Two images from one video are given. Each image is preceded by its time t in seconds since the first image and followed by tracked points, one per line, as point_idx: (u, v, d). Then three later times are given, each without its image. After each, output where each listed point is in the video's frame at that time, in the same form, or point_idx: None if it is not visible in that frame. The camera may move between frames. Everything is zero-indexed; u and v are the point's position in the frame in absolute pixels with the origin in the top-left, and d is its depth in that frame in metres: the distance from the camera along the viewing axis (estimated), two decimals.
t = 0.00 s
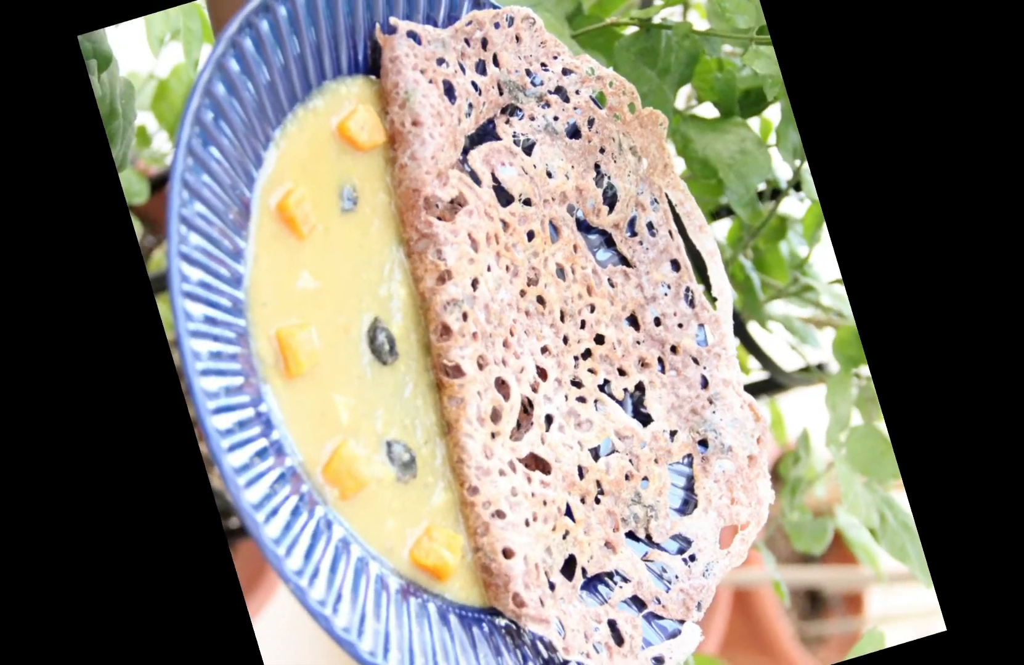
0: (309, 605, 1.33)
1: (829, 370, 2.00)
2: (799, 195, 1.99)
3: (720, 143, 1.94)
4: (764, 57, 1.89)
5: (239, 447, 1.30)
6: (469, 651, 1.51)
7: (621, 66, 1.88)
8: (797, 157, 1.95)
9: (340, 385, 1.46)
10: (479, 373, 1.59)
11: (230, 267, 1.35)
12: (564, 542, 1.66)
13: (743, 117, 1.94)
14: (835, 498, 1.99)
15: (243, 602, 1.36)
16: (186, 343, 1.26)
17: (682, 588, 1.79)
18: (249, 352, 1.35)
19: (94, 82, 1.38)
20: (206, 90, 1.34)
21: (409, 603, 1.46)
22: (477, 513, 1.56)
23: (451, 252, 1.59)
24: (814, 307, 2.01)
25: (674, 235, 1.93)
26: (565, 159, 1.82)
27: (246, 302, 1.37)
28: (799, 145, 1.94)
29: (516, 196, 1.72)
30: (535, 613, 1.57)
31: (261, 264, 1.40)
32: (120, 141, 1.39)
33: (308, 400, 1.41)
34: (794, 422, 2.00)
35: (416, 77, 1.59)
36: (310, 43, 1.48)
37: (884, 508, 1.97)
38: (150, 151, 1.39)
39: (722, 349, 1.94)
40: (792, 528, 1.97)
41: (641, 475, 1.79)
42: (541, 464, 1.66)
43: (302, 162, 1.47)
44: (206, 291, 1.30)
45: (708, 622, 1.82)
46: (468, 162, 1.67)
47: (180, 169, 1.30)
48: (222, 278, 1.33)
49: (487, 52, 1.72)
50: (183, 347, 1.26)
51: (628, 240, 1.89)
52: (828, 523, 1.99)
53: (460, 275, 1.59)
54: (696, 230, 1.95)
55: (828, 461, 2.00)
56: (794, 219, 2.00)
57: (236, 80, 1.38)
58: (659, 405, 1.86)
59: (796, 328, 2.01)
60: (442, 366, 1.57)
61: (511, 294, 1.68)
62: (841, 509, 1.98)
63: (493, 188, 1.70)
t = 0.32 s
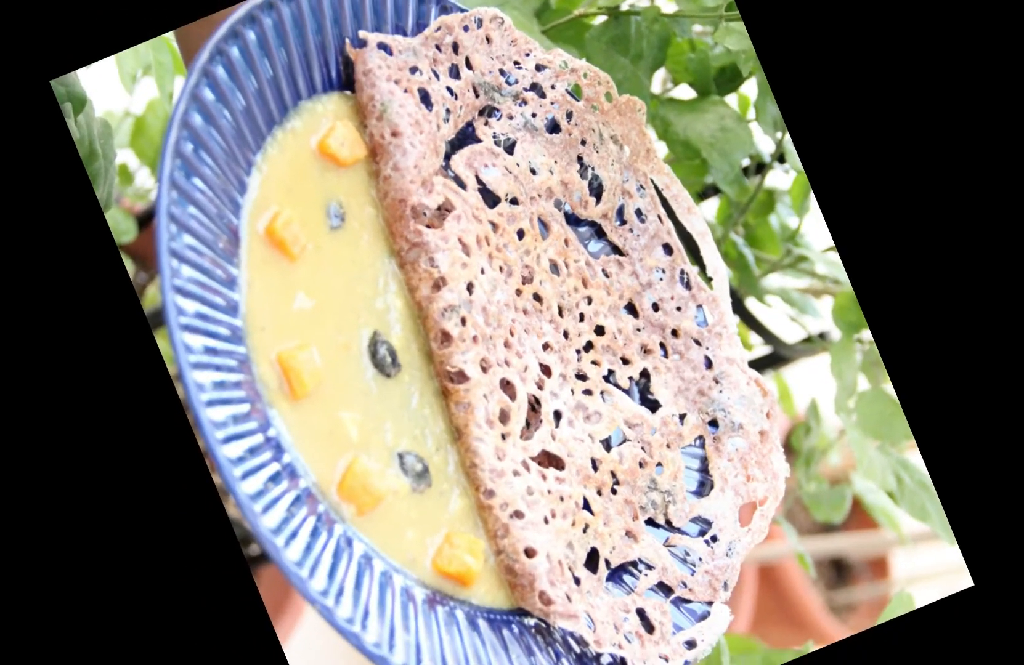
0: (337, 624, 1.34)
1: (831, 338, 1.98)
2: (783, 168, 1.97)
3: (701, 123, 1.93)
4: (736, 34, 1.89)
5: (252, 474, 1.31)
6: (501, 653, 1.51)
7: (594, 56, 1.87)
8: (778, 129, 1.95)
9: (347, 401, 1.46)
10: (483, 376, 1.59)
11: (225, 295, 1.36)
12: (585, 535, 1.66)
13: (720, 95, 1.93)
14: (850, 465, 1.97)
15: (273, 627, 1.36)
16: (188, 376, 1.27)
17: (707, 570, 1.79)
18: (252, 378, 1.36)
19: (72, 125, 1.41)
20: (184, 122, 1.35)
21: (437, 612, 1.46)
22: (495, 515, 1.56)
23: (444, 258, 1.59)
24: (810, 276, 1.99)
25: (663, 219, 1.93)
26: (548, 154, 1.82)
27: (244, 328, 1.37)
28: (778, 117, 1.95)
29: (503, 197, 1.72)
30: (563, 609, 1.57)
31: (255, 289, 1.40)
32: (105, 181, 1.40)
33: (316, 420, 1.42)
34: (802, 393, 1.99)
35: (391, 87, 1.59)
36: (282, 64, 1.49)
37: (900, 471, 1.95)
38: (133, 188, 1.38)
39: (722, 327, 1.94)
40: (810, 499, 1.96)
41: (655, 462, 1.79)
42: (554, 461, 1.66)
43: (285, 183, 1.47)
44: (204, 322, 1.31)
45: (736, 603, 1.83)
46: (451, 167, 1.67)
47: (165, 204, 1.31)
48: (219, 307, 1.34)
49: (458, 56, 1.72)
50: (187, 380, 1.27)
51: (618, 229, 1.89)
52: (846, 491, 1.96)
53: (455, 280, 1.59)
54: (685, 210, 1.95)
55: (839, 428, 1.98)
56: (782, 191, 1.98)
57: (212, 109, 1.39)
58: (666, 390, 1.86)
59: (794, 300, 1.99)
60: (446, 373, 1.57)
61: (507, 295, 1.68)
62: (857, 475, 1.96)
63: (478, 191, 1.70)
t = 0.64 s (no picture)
0: (367, 639, 1.35)
1: (830, 307, 1.98)
2: (766, 141, 1.97)
3: (679, 106, 1.92)
4: (704, 13, 1.89)
5: (268, 499, 1.32)
6: (533, 652, 1.51)
7: (566, 50, 1.86)
8: (756, 103, 1.95)
9: (355, 417, 1.46)
10: (487, 379, 1.59)
11: (223, 324, 1.36)
12: (605, 527, 1.66)
13: (696, 76, 1.92)
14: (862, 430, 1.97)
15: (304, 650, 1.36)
16: (194, 407, 1.28)
17: (730, 549, 1.79)
18: (258, 404, 1.36)
19: (54, 170, 1.41)
20: (164, 155, 1.36)
21: (466, 618, 1.46)
22: (513, 516, 1.56)
23: (437, 266, 1.59)
24: (803, 247, 1.99)
25: (651, 204, 1.93)
26: (530, 152, 1.82)
27: (245, 355, 1.38)
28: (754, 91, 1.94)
29: (490, 198, 1.72)
30: (591, 603, 1.58)
31: (253, 314, 1.40)
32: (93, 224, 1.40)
33: (326, 439, 1.42)
34: (806, 363, 1.99)
35: (367, 100, 1.59)
36: (257, 88, 1.49)
37: (912, 430, 1.97)
38: (120, 227, 1.38)
39: (721, 306, 1.94)
40: (826, 469, 1.96)
41: (667, 447, 1.79)
42: (567, 456, 1.66)
43: (271, 207, 1.47)
44: (204, 353, 1.32)
45: (763, 580, 1.84)
46: (435, 174, 1.68)
47: (155, 239, 1.32)
48: (218, 336, 1.35)
49: (431, 62, 1.71)
50: (193, 412, 1.28)
51: (607, 219, 1.89)
52: (860, 456, 1.96)
53: (450, 286, 1.59)
54: (672, 194, 1.95)
55: (848, 394, 1.99)
56: (766, 164, 1.97)
57: (192, 140, 1.39)
58: (671, 374, 1.86)
59: (789, 272, 1.99)
60: (450, 379, 1.57)
61: (504, 295, 1.68)
62: (869, 440, 1.97)
63: (464, 195, 1.70)
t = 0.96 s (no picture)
0: (399, 653, 1.33)
1: (826, 275, 1.99)
2: (745, 116, 1.97)
3: (656, 90, 1.91)
4: None
5: (285, 523, 1.31)
6: (566, 648, 1.51)
7: (537, 46, 1.85)
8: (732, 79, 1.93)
9: (365, 432, 1.46)
10: (493, 381, 1.60)
11: (223, 353, 1.36)
12: (624, 517, 1.66)
13: (669, 58, 1.91)
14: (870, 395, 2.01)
15: None
16: (204, 439, 1.28)
17: (752, 526, 1.77)
18: (267, 428, 1.36)
19: (40, 216, 1.42)
20: (148, 191, 1.35)
21: (495, 621, 1.46)
22: (532, 515, 1.56)
23: (431, 273, 1.59)
24: (792, 218, 2.00)
25: (638, 191, 1.93)
26: (511, 151, 1.81)
27: (248, 382, 1.38)
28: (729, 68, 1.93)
29: (476, 201, 1.72)
30: (617, 593, 1.58)
31: (252, 340, 1.41)
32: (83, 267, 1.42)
33: (338, 456, 1.42)
34: (808, 333, 2.02)
35: (345, 116, 1.59)
36: (234, 115, 1.49)
37: (920, 390, 1.97)
38: (111, 267, 1.41)
39: (717, 286, 1.94)
40: (838, 435, 2.01)
41: (678, 430, 1.78)
42: (579, 449, 1.67)
43: (259, 232, 1.47)
44: (208, 384, 1.32)
45: (786, 554, 1.87)
46: (419, 182, 1.68)
47: (147, 276, 1.31)
48: (219, 366, 1.35)
49: (405, 71, 1.70)
50: (203, 444, 1.27)
51: (595, 210, 1.89)
52: (872, 420, 2.00)
53: (445, 292, 1.59)
54: (658, 178, 1.95)
55: (853, 359, 2.01)
56: (749, 140, 1.98)
57: (174, 174, 1.39)
58: (675, 358, 1.86)
59: (781, 244, 2.01)
60: (456, 385, 1.58)
61: (500, 297, 1.68)
62: (879, 403, 1.99)
63: (451, 201, 1.70)
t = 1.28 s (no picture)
0: (432, 661, 1.32)
1: (818, 244, 2.00)
2: (722, 94, 1.97)
3: (631, 78, 1.88)
4: None
5: (306, 545, 1.31)
6: (597, 640, 1.50)
7: (508, 45, 1.83)
8: (706, 58, 1.93)
9: (376, 446, 1.46)
10: (498, 382, 1.60)
11: (226, 381, 1.36)
12: (642, 504, 1.66)
13: (640, 44, 1.90)
14: (875, 357, 1.99)
15: None
16: (217, 469, 1.27)
17: (770, 502, 1.77)
18: (277, 453, 1.36)
19: (31, 264, 1.42)
20: (136, 229, 1.35)
21: (524, 621, 1.46)
22: (550, 512, 1.57)
23: (425, 282, 1.59)
24: (779, 190, 2.02)
25: (623, 179, 1.93)
26: (493, 152, 1.82)
27: (255, 408, 1.38)
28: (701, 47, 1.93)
29: (463, 205, 1.72)
30: (643, 582, 1.58)
31: (254, 366, 1.41)
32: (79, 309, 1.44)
33: (351, 472, 1.42)
34: (806, 304, 2.02)
35: (324, 134, 1.59)
36: (213, 144, 1.49)
37: (924, 349, 1.96)
38: (108, 307, 1.44)
39: (712, 266, 1.93)
40: (846, 403, 2.01)
41: (687, 413, 1.78)
42: (591, 442, 1.67)
43: (250, 258, 1.48)
44: (215, 413, 1.32)
45: (807, 525, 1.91)
46: (405, 192, 1.68)
47: (144, 312, 1.30)
48: (224, 394, 1.35)
49: (379, 83, 1.70)
50: (216, 474, 1.27)
51: (583, 202, 1.89)
52: (878, 383, 1.99)
53: (442, 299, 1.60)
54: (642, 165, 1.94)
55: (852, 324, 2.00)
56: (728, 117, 1.98)
57: (160, 209, 1.39)
58: (677, 341, 1.86)
59: (771, 218, 2.03)
60: (461, 390, 1.58)
61: (497, 298, 1.68)
62: (885, 365, 1.97)
63: (438, 208, 1.70)
